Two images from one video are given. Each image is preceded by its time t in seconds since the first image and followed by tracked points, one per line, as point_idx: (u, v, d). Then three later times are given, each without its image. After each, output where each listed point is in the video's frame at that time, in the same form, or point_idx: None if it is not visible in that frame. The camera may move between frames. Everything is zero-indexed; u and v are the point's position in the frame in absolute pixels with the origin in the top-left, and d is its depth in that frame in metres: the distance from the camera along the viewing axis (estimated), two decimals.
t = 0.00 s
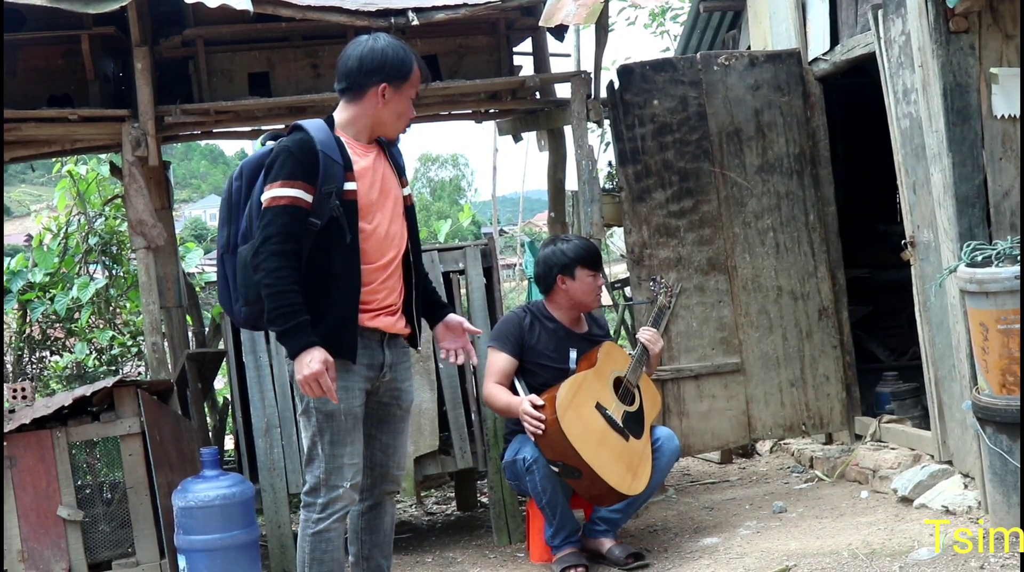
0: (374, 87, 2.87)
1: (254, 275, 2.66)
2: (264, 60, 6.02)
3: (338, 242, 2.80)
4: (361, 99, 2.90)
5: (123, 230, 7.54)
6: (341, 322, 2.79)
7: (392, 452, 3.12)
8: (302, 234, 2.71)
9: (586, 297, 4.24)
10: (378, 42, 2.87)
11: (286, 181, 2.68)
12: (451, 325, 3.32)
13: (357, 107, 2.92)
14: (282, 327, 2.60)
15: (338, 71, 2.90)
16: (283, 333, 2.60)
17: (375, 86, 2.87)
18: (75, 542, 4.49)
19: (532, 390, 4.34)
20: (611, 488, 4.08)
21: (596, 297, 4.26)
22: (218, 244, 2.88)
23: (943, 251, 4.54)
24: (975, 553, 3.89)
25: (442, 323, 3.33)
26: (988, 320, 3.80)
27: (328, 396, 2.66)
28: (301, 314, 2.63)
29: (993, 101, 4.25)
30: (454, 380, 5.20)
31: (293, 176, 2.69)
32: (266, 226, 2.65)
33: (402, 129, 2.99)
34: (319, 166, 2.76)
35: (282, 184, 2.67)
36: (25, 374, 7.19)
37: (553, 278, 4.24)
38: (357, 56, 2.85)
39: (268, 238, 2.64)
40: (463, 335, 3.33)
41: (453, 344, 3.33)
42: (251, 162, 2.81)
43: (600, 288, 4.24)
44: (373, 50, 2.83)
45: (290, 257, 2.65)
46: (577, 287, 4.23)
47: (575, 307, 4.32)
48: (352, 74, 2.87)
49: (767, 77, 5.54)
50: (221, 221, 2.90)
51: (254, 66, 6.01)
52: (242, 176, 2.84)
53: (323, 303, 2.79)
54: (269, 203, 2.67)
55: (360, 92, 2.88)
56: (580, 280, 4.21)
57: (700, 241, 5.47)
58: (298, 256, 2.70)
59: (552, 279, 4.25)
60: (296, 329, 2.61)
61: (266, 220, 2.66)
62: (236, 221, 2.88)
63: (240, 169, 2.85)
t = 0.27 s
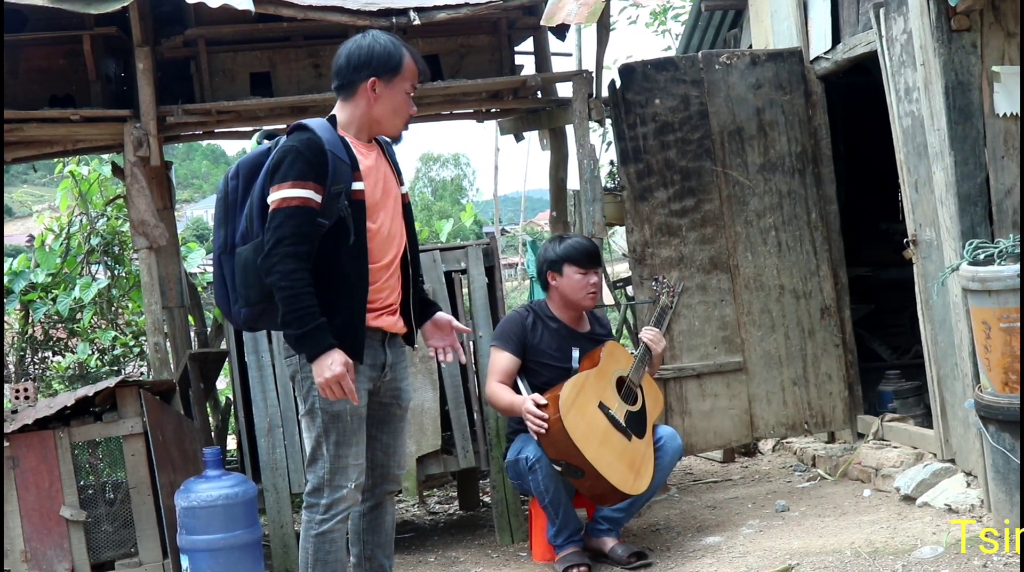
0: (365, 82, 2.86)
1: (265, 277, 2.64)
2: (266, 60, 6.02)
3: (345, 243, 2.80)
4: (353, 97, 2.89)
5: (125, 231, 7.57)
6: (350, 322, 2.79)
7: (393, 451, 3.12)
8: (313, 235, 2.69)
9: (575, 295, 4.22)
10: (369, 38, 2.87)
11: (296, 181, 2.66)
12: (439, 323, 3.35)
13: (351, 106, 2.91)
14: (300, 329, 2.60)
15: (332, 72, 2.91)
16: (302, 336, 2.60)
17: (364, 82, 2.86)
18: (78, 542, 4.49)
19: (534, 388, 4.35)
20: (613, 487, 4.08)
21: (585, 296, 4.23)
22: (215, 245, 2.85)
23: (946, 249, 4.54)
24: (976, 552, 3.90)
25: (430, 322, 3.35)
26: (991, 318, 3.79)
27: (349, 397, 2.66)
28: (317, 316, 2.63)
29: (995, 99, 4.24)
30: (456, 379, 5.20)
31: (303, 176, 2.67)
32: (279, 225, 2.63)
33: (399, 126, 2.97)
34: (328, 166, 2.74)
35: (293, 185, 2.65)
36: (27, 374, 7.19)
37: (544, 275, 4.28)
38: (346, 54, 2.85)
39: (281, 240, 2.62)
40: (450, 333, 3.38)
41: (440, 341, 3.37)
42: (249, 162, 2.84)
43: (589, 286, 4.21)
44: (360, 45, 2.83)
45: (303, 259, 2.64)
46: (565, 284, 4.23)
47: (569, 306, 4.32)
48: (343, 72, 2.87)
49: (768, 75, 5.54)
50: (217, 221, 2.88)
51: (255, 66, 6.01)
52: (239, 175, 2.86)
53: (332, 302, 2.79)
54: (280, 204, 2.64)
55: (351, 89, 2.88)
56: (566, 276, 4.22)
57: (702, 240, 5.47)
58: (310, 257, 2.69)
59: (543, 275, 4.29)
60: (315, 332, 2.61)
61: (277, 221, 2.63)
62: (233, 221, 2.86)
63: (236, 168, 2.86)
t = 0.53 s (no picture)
0: (357, 79, 2.86)
1: (270, 276, 2.64)
2: (268, 59, 6.02)
3: (348, 241, 2.79)
4: (347, 94, 2.89)
5: (127, 230, 7.54)
6: (354, 320, 2.79)
7: (394, 450, 3.12)
8: (317, 233, 2.69)
9: (562, 293, 4.24)
10: (361, 35, 2.88)
11: (299, 180, 2.66)
12: (441, 317, 3.35)
13: (346, 103, 2.91)
14: (307, 329, 2.59)
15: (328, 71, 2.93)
16: (309, 335, 2.59)
17: (356, 78, 2.86)
18: (80, 541, 4.49)
19: (535, 387, 4.34)
20: (615, 486, 4.08)
21: (570, 295, 4.22)
22: (214, 244, 2.83)
23: (948, 248, 4.53)
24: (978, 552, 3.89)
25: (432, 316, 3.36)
26: (993, 317, 3.79)
27: (357, 396, 2.67)
28: (323, 315, 2.62)
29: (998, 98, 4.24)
30: (458, 378, 5.20)
31: (306, 174, 2.67)
32: (285, 224, 2.63)
33: (396, 122, 2.95)
34: (330, 164, 2.74)
35: (295, 183, 2.65)
36: (29, 373, 7.19)
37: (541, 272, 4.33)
38: (339, 52, 2.86)
39: (286, 239, 2.62)
40: (453, 326, 3.37)
41: (444, 335, 3.35)
42: (249, 160, 2.85)
43: (578, 284, 4.20)
44: (352, 42, 2.84)
45: (309, 257, 2.64)
46: (555, 282, 4.25)
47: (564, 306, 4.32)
48: (338, 69, 2.88)
49: (770, 74, 5.53)
50: (215, 221, 2.85)
51: (258, 65, 6.02)
52: (238, 173, 2.86)
53: (336, 300, 2.78)
54: (284, 203, 2.64)
55: (345, 86, 2.88)
56: (555, 274, 4.25)
57: (704, 239, 5.47)
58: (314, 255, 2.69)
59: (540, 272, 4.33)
60: (322, 331, 2.60)
61: (281, 220, 2.63)
62: (232, 220, 2.85)
63: (235, 166, 2.86)
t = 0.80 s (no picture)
0: (347, 74, 2.86)
1: (275, 278, 2.64)
2: (271, 58, 6.03)
3: (350, 241, 2.79)
4: (339, 92, 2.89)
5: (131, 229, 7.53)
6: (357, 320, 2.79)
7: (398, 449, 3.12)
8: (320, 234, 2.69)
9: (562, 292, 4.24)
10: (353, 31, 2.87)
11: (299, 181, 2.65)
12: (450, 316, 3.34)
13: (340, 101, 2.91)
14: (311, 330, 2.60)
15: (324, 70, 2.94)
16: (313, 336, 2.59)
17: (345, 75, 2.86)
18: (83, 540, 4.49)
19: (538, 387, 4.34)
20: (619, 485, 4.07)
21: (571, 294, 4.22)
22: (218, 245, 2.84)
23: (951, 247, 4.53)
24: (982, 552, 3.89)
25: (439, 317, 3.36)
26: (997, 316, 3.76)
27: (361, 398, 2.66)
28: (328, 316, 2.63)
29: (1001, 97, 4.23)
30: (461, 378, 5.20)
31: (307, 176, 2.67)
32: (288, 227, 2.63)
33: (391, 116, 2.93)
34: (330, 164, 2.74)
35: (296, 185, 2.65)
36: (32, 372, 7.21)
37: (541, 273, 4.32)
38: (328, 50, 2.88)
39: (288, 241, 2.62)
40: (462, 326, 3.36)
41: (451, 335, 3.34)
42: (249, 162, 2.84)
43: (578, 283, 4.20)
44: (339, 39, 2.85)
45: (313, 258, 2.64)
46: (556, 281, 4.25)
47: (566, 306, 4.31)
48: (329, 68, 2.90)
49: (774, 73, 5.53)
50: (220, 222, 2.86)
51: (261, 65, 6.02)
52: (240, 174, 2.85)
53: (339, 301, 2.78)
54: (285, 205, 2.64)
55: (336, 84, 2.89)
56: (555, 274, 4.25)
57: (708, 239, 5.46)
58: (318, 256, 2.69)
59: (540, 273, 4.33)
60: (326, 333, 2.60)
61: (283, 222, 2.63)
62: (234, 222, 2.85)
63: (237, 168, 2.86)
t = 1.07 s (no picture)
0: (344, 75, 2.85)
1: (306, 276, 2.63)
2: (275, 58, 6.03)
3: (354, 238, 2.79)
4: (337, 93, 2.89)
5: (135, 228, 7.56)
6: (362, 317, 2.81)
7: (402, 448, 3.12)
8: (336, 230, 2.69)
9: (566, 291, 4.24)
10: (353, 32, 2.86)
11: (309, 181, 2.65)
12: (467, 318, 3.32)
13: (338, 102, 2.91)
14: (375, 311, 2.66)
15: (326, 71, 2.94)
16: (381, 314, 2.67)
17: (342, 75, 2.85)
18: (86, 539, 4.49)
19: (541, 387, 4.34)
20: (622, 485, 4.06)
21: (575, 294, 4.22)
22: (222, 246, 2.84)
23: (955, 247, 4.52)
24: (985, 552, 3.89)
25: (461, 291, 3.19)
26: (1001, 316, 3.75)
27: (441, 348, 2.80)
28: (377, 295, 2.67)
29: (1006, 97, 4.22)
30: (464, 377, 5.21)
31: (315, 176, 2.67)
32: (302, 227, 2.63)
33: (388, 117, 2.91)
34: (334, 163, 2.75)
35: (308, 184, 2.64)
36: (36, 371, 7.22)
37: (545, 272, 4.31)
38: (326, 52, 2.88)
39: (314, 238, 2.62)
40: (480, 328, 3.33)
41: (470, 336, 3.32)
42: (250, 163, 2.84)
43: (582, 282, 4.19)
44: (337, 41, 2.85)
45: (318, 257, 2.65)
46: (560, 280, 4.25)
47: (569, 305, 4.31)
48: (328, 70, 2.90)
49: (777, 73, 5.53)
50: (223, 223, 2.86)
51: (265, 64, 6.02)
52: (242, 176, 2.85)
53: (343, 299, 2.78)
54: (301, 204, 2.63)
55: (334, 85, 2.88)
56: (559, 274, 4.25)
57: (711, 238, 5.46)
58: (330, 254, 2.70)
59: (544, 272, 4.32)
60: (388, 310, 2.67)
61: (303, 220, 2.62)
62: (238, 222, 2.85)
63: (239, 170, 2.86)
